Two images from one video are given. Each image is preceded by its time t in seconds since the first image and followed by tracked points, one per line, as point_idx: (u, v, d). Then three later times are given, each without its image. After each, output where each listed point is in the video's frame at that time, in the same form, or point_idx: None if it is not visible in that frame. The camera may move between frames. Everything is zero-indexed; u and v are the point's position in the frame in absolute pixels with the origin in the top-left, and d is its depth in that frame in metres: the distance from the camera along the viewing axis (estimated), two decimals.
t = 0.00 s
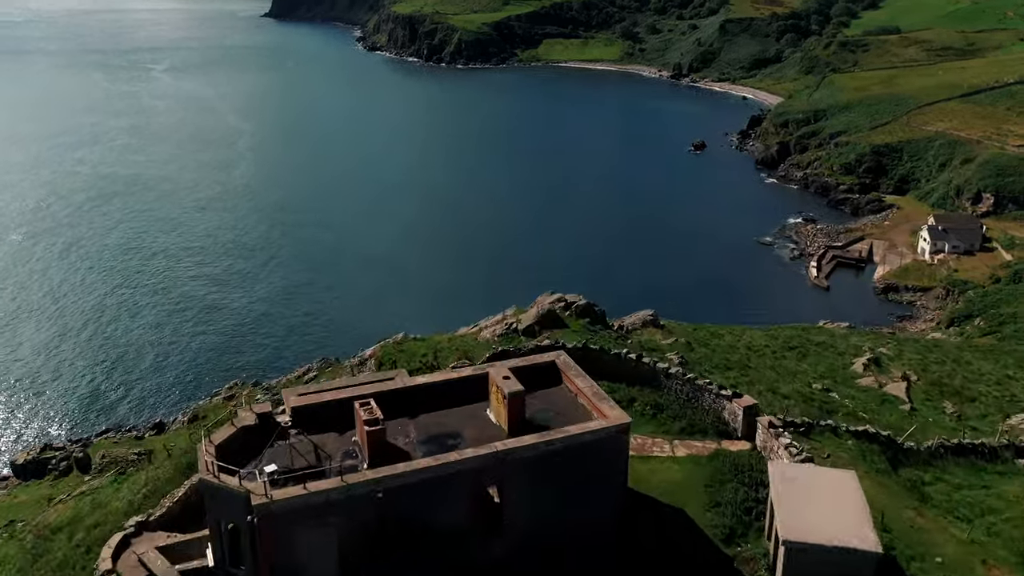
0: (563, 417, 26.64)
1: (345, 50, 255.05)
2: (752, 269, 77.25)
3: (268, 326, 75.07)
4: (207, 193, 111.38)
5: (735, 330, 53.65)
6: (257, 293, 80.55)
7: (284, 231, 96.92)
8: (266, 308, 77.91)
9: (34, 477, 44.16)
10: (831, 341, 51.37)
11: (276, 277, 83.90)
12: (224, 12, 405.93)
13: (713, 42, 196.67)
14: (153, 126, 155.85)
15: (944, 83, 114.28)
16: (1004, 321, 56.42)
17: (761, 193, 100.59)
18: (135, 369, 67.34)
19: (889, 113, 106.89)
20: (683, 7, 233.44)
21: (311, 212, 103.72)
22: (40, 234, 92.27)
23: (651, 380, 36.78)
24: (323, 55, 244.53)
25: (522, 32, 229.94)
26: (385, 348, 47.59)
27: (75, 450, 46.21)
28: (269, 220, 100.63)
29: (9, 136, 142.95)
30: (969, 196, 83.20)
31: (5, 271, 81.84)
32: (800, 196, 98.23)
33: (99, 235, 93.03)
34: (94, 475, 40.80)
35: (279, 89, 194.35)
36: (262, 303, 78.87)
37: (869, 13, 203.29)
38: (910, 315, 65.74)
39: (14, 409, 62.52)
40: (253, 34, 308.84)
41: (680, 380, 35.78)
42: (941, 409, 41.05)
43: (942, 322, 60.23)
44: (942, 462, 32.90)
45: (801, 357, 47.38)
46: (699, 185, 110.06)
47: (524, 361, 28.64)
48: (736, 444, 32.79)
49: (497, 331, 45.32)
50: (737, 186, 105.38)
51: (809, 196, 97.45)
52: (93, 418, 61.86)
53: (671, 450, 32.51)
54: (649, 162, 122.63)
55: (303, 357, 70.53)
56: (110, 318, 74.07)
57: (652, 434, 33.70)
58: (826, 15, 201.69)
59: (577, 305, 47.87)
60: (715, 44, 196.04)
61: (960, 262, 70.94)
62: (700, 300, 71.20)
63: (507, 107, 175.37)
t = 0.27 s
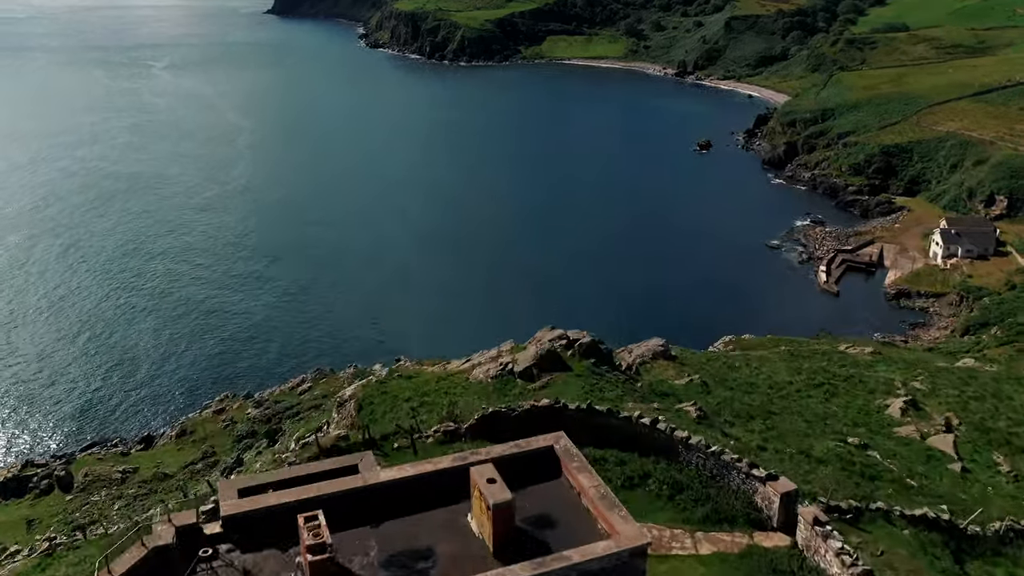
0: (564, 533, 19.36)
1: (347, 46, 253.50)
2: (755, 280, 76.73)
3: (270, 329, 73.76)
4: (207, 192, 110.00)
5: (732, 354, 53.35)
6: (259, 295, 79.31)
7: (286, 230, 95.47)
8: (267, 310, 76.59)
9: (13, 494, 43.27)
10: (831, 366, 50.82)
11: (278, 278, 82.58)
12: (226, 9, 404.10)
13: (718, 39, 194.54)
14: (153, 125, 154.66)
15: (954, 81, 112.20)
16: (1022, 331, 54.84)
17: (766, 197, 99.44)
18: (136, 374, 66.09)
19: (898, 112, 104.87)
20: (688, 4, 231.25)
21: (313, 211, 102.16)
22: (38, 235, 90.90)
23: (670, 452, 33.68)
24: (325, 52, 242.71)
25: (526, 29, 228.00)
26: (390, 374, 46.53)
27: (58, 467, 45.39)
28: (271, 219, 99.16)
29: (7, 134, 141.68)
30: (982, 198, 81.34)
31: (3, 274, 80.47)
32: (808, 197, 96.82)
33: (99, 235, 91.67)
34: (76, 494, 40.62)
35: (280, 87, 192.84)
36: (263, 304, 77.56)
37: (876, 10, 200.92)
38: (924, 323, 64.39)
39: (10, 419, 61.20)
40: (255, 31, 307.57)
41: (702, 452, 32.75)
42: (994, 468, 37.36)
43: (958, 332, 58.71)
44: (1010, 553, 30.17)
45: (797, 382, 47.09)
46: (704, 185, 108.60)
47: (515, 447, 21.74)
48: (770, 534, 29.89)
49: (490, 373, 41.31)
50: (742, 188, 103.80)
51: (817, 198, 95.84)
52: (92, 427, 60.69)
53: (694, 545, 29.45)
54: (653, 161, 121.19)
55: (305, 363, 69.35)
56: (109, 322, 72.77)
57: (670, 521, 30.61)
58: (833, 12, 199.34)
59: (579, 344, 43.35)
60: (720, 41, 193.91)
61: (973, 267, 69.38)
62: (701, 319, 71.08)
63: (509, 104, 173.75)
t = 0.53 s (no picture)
0: None
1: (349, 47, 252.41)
2: (761, 288, 75.42)
3: (270, 335, 72.29)
4: (209, 194, 108.71)
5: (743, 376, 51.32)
6: (261, 299, 78.06)
7: (287, 232, 94.08)
8: (269, 315, 75.19)
9: None
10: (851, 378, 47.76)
11: (280, 283, 81.16)
12: (229, 9, 403.09)
13: (723, 40, 192.61)
14: (153, 126, 153.76)
15: (964, 84, 110.10)
16: None
17: (772, 201, 97.88)
18: (136, 382, 64.77)
19: (907, 115, 102.91)
20: (692, 5, 229.35)
21: (314, 212, 100.75)
22: (37, 238, 89.73)
23: (694, 557, 27.52)
24: (327, 53, 241.41)
25: (529, 30, 226.42)
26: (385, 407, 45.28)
27: (38, 489, 46.19)
28: (272, 221, 97.74)
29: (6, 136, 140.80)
30: (994, 204, 79.38)
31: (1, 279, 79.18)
32: (815, 201, 95.35)
33: (99, 239, 90.45)
34: (56, 518, 42.37)
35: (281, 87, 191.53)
36: (264, 309, 76.17)
37: (883, 11, 198.65)
38: (937, 333, 62.67)
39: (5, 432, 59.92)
40: (257, 31, 306.76)
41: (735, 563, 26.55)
42: None
43: (972, 345, 56.99)
44: None
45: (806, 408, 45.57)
46: (708, 187, 107.00)
47: None
48: None
49: (479, 431, 34.85)
50: (748, 192, 102.23)
51: (824, 203, 94.28)
52: (90, 438, 59.36)
53: None
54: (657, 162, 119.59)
55: (305, 370, 67.86)
56: (108, 327, 71.45)
57: None
58: (839, 13, 197.23)
59: (584, 394, 36.83)
60: (725, 42, 192.00)
61: (987, 275, 67.50)
62: (707, 331, 69.95)
63: (511, 105, 172.28)
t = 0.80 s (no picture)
0: None
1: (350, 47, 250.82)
2: (768, 295, 73.76)
3: (271, 342, 70.62)
4: (208, 197, 107.02)
5: (754, 400, 50.10)
6: (260, 307, 76.26)
7: (287, 237, 92.45)
8: (268, 322, 73.47)
9: None
10: (869, 404, 46.46)
11: (279, 289, 79.52)
12: (230, 8, 401.48)
13: (726, 41, 190.80)
14: (152, 128, 152.40)
15: (973, 86, 108.23)
16: None
17: (777, 204, 96.18)
18: (132, 391, 63.05)
19: (915, 118, 101.11)
20: (695, 5, 227.48)
21: (315, 216, 99.09)
22: (33, 244, 88.14)
23: None
24: (328, 53, 239.84)
25: (531, 31, 224.69)
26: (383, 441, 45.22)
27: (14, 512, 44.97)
28: (273, 225, 96.11)
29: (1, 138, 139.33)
30: (1005, 210, 77.53)
31: None
32: (821, 205, 93.73)
33: (96, 244, 88.82)
34: (31, 545, 41.16)
35: (281, 88, 190.07)
36: (263, 317, 74.46)
37: (888, 11, 196.65)
38: (949, 344, 61.03)
39: None
40: (257, 31, 305.24)
41: None
42: None
43: (986, 358, 55.42)
44: None
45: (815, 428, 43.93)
46: (713, 189, 105.25)
47: None
48: None
49: (468, 502, 30.83)
50: (752, 196, 100.44)
51: (831, 208, 92.57)
52: (85, 450, 57.59)
53: None
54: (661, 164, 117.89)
55: (305, 379, 66.17)
56: (104, 336, 69.77)
57: None
58: (843, 14, 195.25)
59: (586, 460, 32.23)
60: (728, 43, 190.24)
61: (1001, 283, 65.72)
62: (714, 339, 68.30)
63: (512, 106, 170.71)
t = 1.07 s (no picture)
0: None
1: (349, 47, 249.50)
2: (774, 300, 71.91)
3: (268, 349, 68.66)
4: (205, 200, 105.26)
5: (759, 415, 49.46)
6: (257, 313, 74.35)
7: (285, 241, 90.53)
8: (265, 329, 71.52)
9: None
10: (878, 416, 45.76)
11: (277, 294, 77.66)
12: (230, 9, 400.26)
13: (728, 42, 189.11)
14: (148, 129, 150.92)
15: (979, 87, 106.62)
16: None
17: (781, 207, 94.35)
18: (124, 403, 61.20)
19: (920, 121, 99.52)
20: (697, 5, 225.70)
21: (313, 218, 97.14)
22: (27, 248, 86.49)
23: None
24: (327, 53, 238.35)
25: (531, 31, 223.06)
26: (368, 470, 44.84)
27: None
28: (270, 229, 94.21)
29: None
30: (1015, 215, 75.83)
31: None
32: (825, 209, 92.08)
33: (91, 248, 87.09)
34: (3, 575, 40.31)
35: (280, 89, 188.64)
36: (261, 324, 72.53)
37: (891, 11, 194.91)
38: (960, 356, 59.55)
39: None
40: (257, 31, 304.03)
41: None
42: None
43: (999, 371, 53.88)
44: None
45: (826, 448, 42.37)
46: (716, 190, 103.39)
47: None
48: None
49: None
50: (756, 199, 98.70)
51: (835, 212, 90.90)
52: (76, 464, 55.86)
53: None
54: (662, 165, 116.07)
55: (302, 386, 64.27)
56: (96, 344, 68.01)
57: None
58: (846, 14, 193.59)
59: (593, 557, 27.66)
60: (730, 44, 188.54)
61: (1012, 292, 64.24)
62: (720, 344, 66.36)
63: (511, 106, 169.25)
